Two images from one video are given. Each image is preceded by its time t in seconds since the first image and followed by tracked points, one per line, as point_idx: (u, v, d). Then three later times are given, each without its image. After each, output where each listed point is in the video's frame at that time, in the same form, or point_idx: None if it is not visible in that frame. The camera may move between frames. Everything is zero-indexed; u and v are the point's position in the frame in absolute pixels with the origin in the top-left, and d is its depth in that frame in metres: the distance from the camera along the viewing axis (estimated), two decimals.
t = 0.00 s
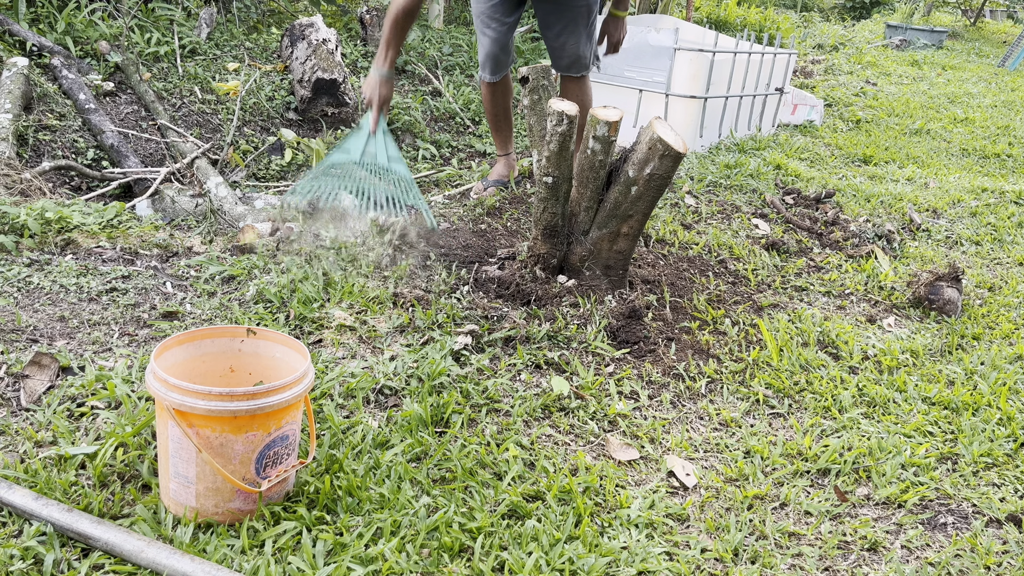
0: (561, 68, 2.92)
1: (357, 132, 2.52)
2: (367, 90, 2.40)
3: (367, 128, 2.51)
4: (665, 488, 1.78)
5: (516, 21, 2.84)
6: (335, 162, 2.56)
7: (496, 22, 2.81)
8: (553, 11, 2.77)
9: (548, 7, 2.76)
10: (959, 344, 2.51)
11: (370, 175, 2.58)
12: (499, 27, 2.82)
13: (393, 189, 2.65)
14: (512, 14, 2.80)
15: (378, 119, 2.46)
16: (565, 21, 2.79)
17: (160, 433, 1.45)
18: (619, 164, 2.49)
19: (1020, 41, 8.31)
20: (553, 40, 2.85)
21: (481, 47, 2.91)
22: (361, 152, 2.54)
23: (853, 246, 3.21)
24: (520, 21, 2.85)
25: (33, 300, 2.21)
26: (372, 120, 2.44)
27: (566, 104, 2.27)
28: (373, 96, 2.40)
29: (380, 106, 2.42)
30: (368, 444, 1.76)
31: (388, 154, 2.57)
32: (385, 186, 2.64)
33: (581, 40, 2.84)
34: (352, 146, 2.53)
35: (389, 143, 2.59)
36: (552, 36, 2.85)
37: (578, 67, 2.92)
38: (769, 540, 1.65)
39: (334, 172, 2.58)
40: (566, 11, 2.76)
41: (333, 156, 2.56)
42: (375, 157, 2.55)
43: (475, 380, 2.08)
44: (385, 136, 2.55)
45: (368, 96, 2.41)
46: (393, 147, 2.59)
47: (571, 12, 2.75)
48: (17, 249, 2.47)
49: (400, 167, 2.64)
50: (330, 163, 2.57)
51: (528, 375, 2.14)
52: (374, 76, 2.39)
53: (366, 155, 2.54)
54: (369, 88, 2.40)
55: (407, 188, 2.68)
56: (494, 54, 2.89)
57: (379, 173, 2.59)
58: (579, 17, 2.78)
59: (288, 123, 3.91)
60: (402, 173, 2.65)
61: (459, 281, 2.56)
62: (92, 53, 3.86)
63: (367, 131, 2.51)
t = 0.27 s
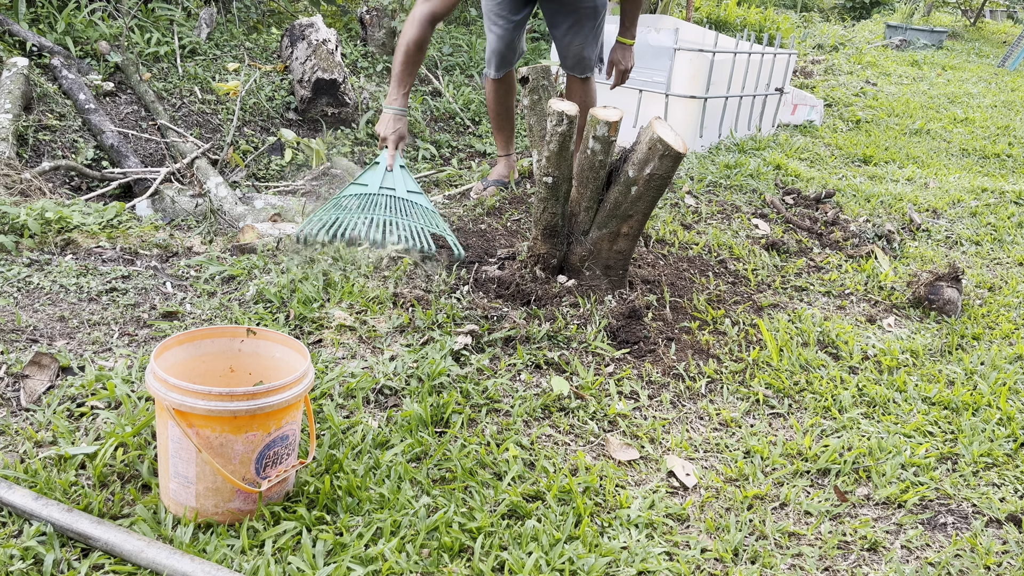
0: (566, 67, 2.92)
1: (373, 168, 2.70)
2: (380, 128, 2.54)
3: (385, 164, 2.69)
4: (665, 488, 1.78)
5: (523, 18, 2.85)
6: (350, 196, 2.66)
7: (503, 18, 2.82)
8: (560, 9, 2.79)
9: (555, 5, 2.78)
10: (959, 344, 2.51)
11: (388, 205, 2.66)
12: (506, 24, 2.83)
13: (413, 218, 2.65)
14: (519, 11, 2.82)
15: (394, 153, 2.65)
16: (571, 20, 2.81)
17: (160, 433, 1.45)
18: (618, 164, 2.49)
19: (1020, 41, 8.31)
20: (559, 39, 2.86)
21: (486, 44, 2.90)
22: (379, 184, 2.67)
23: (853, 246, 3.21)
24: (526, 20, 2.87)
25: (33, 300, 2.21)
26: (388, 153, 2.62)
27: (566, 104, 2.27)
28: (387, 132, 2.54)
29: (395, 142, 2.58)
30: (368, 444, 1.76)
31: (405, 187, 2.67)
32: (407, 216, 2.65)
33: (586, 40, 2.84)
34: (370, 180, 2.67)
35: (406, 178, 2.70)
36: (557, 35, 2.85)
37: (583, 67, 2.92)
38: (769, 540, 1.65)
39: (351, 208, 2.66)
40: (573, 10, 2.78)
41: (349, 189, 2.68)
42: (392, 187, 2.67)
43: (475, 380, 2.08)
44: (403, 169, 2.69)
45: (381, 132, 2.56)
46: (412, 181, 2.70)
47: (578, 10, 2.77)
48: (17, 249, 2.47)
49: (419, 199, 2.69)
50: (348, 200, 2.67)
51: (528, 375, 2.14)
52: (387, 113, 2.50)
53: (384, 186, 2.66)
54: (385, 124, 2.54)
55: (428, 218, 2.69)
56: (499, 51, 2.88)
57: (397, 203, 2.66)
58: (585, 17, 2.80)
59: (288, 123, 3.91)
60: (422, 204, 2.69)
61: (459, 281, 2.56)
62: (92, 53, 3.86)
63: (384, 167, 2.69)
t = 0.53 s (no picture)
0: (570, 68, 2.93)
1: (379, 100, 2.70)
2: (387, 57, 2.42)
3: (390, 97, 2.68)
4: (665, 489, 1.78)
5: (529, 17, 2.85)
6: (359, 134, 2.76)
7: (508, 17, 2.82)
8: (565, 9, 2.79)
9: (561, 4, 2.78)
10: (959, 344, 2.51)
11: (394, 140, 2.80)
12: (511, 23, 2.83)
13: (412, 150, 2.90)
14: (525, 11, 2.82)
15: (400, 85, 2.58)
16: (577, 21, 2.81)
17: (160, 433, 1.45)
18: (618, 164, 2.49)
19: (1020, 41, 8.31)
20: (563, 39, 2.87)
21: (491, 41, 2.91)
22: (386, 121, 2.75)
23: (853, 246, 3.21)
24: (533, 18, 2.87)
25: (33, 300, 2.21)
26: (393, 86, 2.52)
27: (566, 104, 2.27)
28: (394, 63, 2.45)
29: (400, 73, 2.47)
30: (368, 444, 1.76)
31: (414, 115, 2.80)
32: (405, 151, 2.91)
33: (591, 41, 2.85)
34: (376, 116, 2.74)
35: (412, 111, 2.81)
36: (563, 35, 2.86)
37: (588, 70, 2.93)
38: (769, 540, 1.65)
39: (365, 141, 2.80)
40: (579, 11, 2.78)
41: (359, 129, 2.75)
42: (399, 122, 2.75)
43: (475, 380, 2.08)
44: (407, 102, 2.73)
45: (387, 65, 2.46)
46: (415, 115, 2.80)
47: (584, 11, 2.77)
48: (17, 249, 2.48)
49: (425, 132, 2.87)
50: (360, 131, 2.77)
51: (528, 375, 2.14)
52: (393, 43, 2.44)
53: (391, 123, 2.75)
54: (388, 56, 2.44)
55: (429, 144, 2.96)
56: (504, 49, 2.89)
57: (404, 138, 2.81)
58: (590, 17, 2.79)
59: (288, 123, 3.90)
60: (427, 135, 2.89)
61: (459, 280, 2.56)
62: (92, 53, 3.86)
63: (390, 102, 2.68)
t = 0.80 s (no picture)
0: (569, 67, 2.92)
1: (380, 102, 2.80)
2: (388, 65, 2.53)
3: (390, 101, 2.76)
4: (665, 488, 1.78)
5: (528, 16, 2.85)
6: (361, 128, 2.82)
7: (507, 16, 2.82)
8: (564, 8, 2.79)
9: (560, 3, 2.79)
10: (959, 344, 2.51)
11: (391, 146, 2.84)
12: (510, 22, 2.83)
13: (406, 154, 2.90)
14: (525, 10, 2.82)
15: (398, 91, 2.68)
16: (576, 19, 2.81)
17: (160, 433, 1.45)
18: (618, 164, 2.49)
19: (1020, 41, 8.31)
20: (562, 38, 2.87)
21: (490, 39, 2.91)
22: (384, 122, 2.81)
23: (853, 246, 3.21)
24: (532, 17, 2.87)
25: (33, 300, 2.21)
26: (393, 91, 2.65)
27: (566, 104, 2.27)
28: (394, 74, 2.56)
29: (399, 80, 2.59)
30: (368, 444, 1.76)
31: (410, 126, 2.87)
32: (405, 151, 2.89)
33: (590, 41, 2.85)
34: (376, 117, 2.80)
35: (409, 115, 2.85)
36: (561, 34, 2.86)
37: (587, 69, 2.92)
38: (769, 540, 1.65)
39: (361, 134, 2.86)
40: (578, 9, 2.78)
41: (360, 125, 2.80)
42: (396, 125, 2.82)
43: (475, 380, 2.08)
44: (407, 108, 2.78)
45: (388, 68, 2.55)
46: (413, 118, 2.83)
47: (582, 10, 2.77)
48: (17, 249, 2.47)
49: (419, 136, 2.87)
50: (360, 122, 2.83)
51: (528, 375, 2.14)
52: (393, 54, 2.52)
53: (389, 124, 2.82)
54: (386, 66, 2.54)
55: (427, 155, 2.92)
56: (503, 48, 2.89)
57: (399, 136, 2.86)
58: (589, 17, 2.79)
59: (288, 123, 3.90)
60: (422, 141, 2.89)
61: (459, 280, 2.56)
62: (92, 53, 3.86)
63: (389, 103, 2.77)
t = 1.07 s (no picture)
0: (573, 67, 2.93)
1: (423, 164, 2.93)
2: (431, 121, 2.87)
3: (433, 160, 2.94)
4: (665, 488, 1.78)
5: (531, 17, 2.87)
6: (403, 193, 2.91)
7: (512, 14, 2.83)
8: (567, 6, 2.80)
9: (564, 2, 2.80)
10: (959, 344, 2.51)
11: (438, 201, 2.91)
12: (512, 20, 2.84)
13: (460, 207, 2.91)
14: (527, 9, 2.83)
15: (443, 151, 2.90)
16: (579, 18, 2.82)
17: (160, 433, 1.45)
18: (618, 164, 2.49)
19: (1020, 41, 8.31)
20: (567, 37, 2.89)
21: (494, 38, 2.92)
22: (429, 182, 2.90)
23: (853, 246, 3.21)
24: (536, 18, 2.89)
25: (33, 300, 2.20)
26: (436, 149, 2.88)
27: (566, 104, 2.27)
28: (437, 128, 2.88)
29: (443, 136, 2.87)
30: (368, 444, 1.76)
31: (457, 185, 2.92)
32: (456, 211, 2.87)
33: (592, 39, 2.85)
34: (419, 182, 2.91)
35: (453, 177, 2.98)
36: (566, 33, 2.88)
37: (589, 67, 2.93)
38: (769, 540, 1.65)
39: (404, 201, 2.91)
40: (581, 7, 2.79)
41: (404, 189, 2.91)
42: (442, 182, 2.91)
43: (475, 380, 2.08)
44: (451, 166, 2.97)
45: (432, 128, 2.87)
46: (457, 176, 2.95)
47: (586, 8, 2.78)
48: (17, 249, 2.47)
49: (466, 192, 2.93)
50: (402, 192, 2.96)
51: (528, 375, 2.14)
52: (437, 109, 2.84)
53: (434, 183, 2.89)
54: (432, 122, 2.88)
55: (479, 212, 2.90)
56: (505, 47, 2.90)
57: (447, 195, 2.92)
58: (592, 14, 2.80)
59: (288, 123, 3.90)
60: (469, 197, 2.93)
61: (459, 280, 2.56)
62: (92, 53, 3.86)
63: (433, 163, 2.94)
